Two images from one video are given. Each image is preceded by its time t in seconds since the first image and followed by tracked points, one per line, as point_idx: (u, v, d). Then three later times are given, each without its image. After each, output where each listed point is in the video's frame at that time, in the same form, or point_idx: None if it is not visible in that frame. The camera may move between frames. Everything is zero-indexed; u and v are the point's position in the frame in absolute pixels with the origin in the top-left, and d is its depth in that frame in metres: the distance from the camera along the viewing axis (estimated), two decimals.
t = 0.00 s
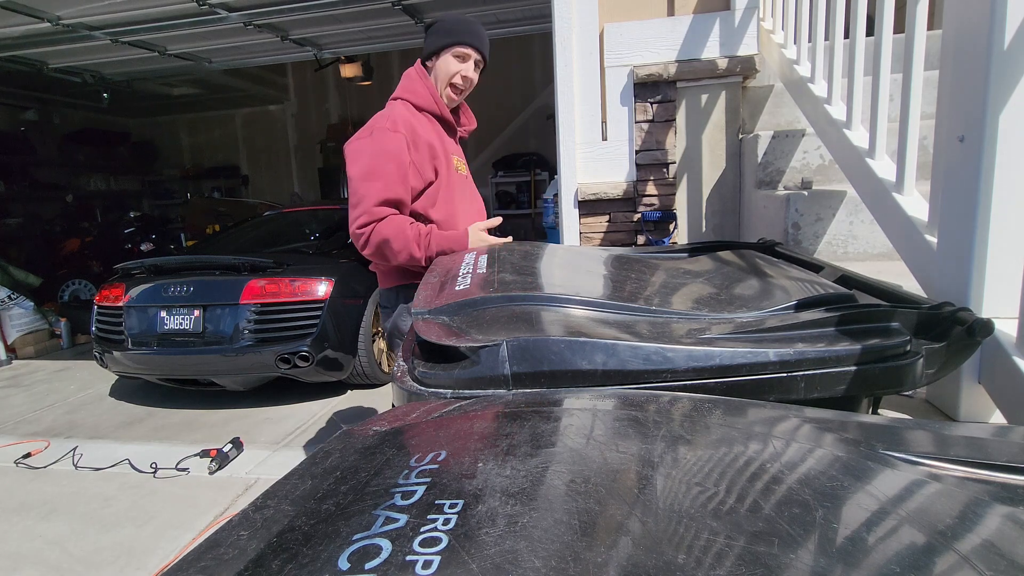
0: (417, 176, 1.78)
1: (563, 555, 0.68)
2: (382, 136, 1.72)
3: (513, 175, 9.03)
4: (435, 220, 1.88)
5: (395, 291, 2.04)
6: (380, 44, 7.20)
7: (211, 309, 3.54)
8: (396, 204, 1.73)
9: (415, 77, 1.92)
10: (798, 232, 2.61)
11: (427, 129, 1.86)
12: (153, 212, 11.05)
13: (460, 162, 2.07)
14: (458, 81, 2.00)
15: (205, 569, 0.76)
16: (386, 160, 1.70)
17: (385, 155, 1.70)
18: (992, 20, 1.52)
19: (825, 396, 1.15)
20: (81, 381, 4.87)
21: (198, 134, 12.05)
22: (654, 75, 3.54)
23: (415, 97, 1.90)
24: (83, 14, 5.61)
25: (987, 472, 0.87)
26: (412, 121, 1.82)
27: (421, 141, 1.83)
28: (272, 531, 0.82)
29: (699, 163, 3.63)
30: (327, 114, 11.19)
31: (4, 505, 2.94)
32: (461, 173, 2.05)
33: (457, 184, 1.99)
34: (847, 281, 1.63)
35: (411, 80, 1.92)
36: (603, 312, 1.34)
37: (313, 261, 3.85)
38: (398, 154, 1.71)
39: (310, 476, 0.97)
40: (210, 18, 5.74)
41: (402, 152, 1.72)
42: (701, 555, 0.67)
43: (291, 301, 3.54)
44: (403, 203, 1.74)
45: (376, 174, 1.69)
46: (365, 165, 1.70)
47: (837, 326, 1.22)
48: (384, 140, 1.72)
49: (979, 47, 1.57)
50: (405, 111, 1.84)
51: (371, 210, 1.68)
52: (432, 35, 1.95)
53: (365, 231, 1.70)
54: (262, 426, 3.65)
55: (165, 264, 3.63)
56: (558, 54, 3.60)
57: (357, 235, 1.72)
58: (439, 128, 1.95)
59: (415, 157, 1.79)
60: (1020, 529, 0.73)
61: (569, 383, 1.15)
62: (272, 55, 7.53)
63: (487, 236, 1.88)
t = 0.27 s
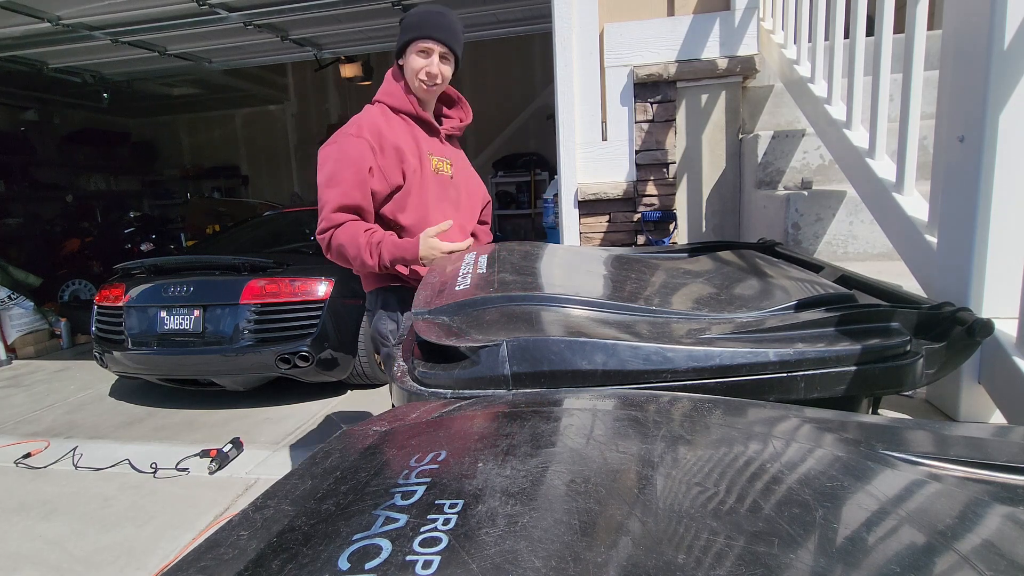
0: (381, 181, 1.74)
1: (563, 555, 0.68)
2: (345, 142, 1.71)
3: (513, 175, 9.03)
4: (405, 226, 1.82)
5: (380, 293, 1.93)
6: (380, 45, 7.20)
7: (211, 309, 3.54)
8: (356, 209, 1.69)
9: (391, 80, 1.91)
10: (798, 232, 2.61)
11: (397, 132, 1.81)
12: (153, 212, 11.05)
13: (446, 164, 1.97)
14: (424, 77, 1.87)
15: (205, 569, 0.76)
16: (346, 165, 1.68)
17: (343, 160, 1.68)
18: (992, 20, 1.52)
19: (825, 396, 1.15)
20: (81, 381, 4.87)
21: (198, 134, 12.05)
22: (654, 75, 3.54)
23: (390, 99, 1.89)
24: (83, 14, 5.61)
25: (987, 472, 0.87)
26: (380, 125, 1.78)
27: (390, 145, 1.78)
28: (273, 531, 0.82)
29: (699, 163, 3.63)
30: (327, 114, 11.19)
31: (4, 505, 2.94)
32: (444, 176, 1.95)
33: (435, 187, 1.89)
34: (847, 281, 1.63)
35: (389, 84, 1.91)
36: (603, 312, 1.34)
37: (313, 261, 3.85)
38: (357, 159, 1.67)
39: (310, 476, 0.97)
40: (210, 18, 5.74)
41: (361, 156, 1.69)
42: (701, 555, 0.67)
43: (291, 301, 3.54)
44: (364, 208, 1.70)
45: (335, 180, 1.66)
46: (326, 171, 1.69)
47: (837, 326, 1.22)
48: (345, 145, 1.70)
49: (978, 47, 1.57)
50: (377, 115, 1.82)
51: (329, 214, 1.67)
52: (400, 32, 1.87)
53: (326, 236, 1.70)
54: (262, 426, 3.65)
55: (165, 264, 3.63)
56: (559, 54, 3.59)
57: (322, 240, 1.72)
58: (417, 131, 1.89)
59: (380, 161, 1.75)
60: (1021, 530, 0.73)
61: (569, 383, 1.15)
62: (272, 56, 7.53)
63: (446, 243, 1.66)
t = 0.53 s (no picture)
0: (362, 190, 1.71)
1: (563, 555, 0.68)
2: (324, 150, 1.67)
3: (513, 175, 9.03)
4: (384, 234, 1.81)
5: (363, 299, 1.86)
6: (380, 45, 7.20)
7: (211, 309, 3.54)
8: (335, 218, 1.67)
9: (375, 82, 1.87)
10: (798, 232, 2.61)
11: (379, 142, 1.78)
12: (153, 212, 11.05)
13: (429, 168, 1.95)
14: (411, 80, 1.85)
15: (205, 569, 0.76)
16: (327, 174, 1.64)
17: (322, 169, 1.65)
18: (992, 19, 1.52)
19: (825, 396, 1.15)
20: (81, 381, 4.87)
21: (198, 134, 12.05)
22: (654, 75, 3.54)
23: (375, 103, 1.85)
24: (84, 14, 5.61)
25: (987, 472, 0.87)
26: (362, 131, 1.75)
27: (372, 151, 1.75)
28: (272, 531, 0.82)
29: (699, 163, 3.63)
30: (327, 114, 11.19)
31: (4, 505, 2.94)
32: (428, 182, 1.93)
33: (417, 194, 1.88)
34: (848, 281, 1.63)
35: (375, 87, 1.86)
36: (603, 312, 1.34)
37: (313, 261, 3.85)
38: (337, 171, 1.64)
39: (310, 476, 0.97)
40: (210, 18, 5.74)
41: (340, 165, 1.65)
42: (701, 555, 0.67)
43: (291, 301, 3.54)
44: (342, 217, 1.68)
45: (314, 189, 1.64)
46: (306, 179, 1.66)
47: (838, 327, 1.22)
48: (326, 154, 1.67)
49: (978, 46, 1.57)
50: (359, 122, 1.78)
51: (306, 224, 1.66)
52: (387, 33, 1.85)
53: (305, 243, 1.69)
54: (262, 426, 3.65)
55: (165, 264, 3.63)
56: (559, 54, 3.59)
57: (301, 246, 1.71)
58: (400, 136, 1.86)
59: (361, 169, 1.71)
60: (1020, 530, 0.73)
61: (568, 382, 1.15)
62: (273, 55, 7.53)
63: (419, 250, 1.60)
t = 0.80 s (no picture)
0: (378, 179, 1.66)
1: (563, 555, 0.68)
2: (335, 151, 1.63)
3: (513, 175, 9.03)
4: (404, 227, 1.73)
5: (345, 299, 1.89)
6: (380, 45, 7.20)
7: (211, 309, 3.54)
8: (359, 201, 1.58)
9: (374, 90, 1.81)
10: (798, 232, 2.61)
11: (387, 147, 1.74)
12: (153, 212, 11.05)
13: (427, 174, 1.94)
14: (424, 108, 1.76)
15: (205, 569, 0.76)
16: (338, 173, 1.61)
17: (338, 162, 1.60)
18: (992, 19, 1.52)
19: (825, 396, 1.15)
20: (81, 380, 4.87)
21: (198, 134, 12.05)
22: (654, 75, 3.54)
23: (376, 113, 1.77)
24: (84, 14, 5.61)
25: (987, 472, 0.87)
26: (367, 133, 1.72)
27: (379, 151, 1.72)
28: (272, 531, 0.82)
29: (699, 163, 3.63)
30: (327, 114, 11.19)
31: (3, 505, 2.94)
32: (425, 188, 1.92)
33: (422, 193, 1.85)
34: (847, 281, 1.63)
35: (375, 93, 1.79)
36: (602, 312, 1.34)
37: (313, 261, 3.85)
38: (350, 166, 1.60)
39: (310, 476, 0.97)
40: (210, 18, 5.73)
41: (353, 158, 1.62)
42: (701, 555, 0.67)
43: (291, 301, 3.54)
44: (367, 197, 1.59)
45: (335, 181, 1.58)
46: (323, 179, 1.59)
47: (837, 327, 1.22)
48: (336, 154, 1.63)
49: (978, 46, 1.57)
50: (363, 126, 1.73)
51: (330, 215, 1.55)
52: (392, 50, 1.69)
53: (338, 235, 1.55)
54: (262, 426, 3.65)
55: (165, 264, 3.63)
56: (558, 54, 3.59)
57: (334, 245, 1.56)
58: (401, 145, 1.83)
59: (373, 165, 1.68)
60: (1021, 529, 0.73)
61: (568, 382, 1.15)
62: (273, 55, 7.53)
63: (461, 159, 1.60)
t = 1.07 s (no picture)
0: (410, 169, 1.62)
1: (563, 555, 0.68)
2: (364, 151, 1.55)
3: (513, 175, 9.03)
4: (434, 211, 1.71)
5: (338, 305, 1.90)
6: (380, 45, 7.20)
7: (211, 309, 3.54)
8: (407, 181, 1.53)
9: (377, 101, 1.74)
10: (798, 233, 2.61)
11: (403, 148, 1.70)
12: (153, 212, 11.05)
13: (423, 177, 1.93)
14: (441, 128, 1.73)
15: (205, 569, 0.76)
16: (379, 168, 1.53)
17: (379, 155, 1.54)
18: (992, 19, 1.52)
19: (824, 395, 1.15)
20: (81, 381, 4.87)
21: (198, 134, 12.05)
22: (654, 75, 3.54)
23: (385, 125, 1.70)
24: (84, 14, 5.61)
25: (987, 472, 0.87)
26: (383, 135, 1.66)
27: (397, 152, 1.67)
28: (272, 531, 0.82)
29: (699, 163, 3.63)
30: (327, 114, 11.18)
31: (3, 505, 2.94)
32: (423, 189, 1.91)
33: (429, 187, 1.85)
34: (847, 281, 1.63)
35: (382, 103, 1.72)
36: (602, 312, 1.34)
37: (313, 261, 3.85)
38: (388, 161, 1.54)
39: (310, 476, 0.97)
40: (210, 18, 5.73)
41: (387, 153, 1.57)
42: (701, 555, 0.67)
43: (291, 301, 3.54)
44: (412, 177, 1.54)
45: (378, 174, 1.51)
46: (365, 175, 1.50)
47: (837, 327, 1.22)
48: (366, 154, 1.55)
49: (977, 46, 1.57)
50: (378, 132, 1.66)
51: (385, 202, 1.46)
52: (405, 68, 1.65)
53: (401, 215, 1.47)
54: (262, 425, 3.65)
55: (165, 264, 3.63)
56: (558, 54, 3.60)
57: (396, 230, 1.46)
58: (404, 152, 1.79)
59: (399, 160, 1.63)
60: (1020, 529, 0.73)
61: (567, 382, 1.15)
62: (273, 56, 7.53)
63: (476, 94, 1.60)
